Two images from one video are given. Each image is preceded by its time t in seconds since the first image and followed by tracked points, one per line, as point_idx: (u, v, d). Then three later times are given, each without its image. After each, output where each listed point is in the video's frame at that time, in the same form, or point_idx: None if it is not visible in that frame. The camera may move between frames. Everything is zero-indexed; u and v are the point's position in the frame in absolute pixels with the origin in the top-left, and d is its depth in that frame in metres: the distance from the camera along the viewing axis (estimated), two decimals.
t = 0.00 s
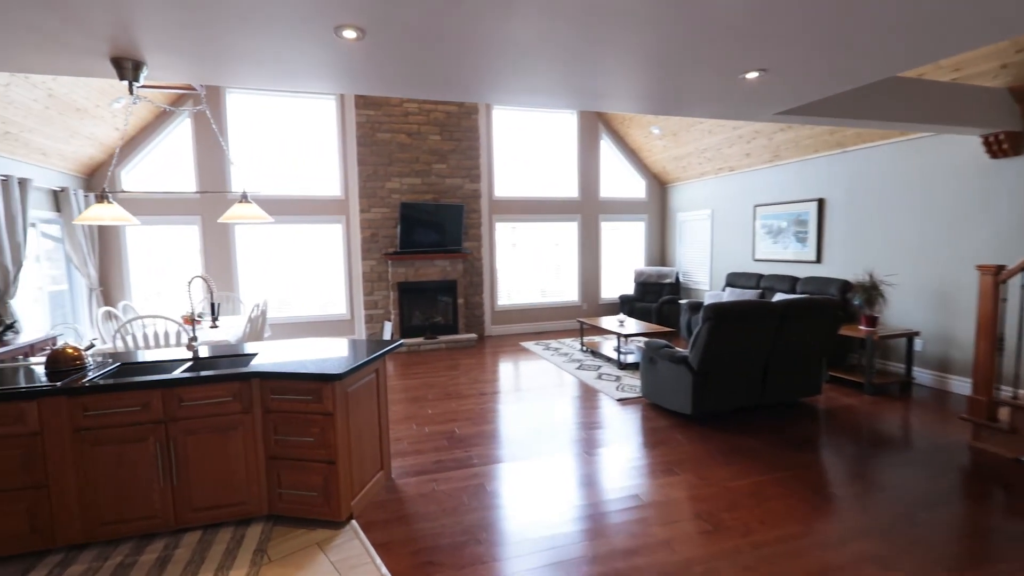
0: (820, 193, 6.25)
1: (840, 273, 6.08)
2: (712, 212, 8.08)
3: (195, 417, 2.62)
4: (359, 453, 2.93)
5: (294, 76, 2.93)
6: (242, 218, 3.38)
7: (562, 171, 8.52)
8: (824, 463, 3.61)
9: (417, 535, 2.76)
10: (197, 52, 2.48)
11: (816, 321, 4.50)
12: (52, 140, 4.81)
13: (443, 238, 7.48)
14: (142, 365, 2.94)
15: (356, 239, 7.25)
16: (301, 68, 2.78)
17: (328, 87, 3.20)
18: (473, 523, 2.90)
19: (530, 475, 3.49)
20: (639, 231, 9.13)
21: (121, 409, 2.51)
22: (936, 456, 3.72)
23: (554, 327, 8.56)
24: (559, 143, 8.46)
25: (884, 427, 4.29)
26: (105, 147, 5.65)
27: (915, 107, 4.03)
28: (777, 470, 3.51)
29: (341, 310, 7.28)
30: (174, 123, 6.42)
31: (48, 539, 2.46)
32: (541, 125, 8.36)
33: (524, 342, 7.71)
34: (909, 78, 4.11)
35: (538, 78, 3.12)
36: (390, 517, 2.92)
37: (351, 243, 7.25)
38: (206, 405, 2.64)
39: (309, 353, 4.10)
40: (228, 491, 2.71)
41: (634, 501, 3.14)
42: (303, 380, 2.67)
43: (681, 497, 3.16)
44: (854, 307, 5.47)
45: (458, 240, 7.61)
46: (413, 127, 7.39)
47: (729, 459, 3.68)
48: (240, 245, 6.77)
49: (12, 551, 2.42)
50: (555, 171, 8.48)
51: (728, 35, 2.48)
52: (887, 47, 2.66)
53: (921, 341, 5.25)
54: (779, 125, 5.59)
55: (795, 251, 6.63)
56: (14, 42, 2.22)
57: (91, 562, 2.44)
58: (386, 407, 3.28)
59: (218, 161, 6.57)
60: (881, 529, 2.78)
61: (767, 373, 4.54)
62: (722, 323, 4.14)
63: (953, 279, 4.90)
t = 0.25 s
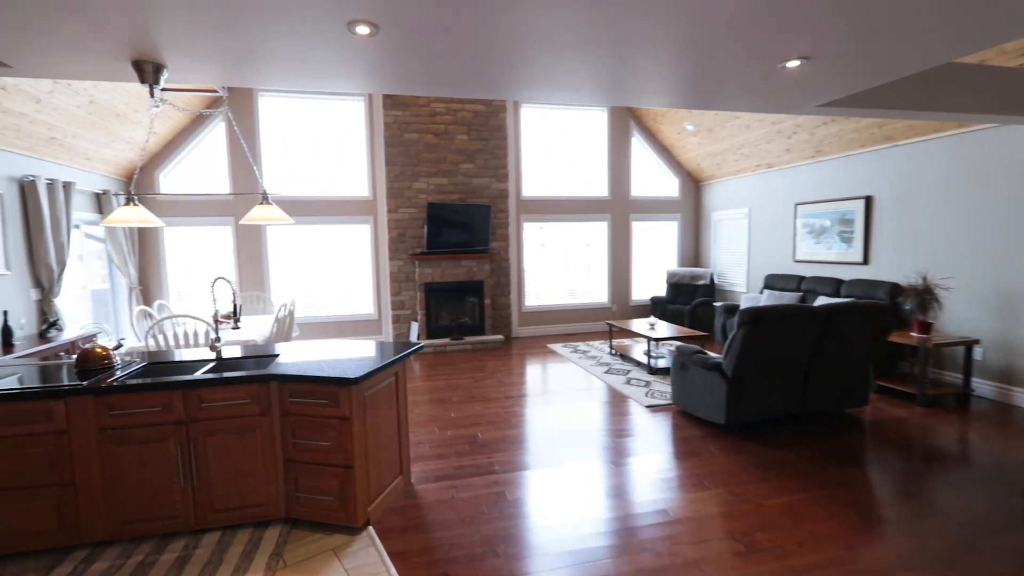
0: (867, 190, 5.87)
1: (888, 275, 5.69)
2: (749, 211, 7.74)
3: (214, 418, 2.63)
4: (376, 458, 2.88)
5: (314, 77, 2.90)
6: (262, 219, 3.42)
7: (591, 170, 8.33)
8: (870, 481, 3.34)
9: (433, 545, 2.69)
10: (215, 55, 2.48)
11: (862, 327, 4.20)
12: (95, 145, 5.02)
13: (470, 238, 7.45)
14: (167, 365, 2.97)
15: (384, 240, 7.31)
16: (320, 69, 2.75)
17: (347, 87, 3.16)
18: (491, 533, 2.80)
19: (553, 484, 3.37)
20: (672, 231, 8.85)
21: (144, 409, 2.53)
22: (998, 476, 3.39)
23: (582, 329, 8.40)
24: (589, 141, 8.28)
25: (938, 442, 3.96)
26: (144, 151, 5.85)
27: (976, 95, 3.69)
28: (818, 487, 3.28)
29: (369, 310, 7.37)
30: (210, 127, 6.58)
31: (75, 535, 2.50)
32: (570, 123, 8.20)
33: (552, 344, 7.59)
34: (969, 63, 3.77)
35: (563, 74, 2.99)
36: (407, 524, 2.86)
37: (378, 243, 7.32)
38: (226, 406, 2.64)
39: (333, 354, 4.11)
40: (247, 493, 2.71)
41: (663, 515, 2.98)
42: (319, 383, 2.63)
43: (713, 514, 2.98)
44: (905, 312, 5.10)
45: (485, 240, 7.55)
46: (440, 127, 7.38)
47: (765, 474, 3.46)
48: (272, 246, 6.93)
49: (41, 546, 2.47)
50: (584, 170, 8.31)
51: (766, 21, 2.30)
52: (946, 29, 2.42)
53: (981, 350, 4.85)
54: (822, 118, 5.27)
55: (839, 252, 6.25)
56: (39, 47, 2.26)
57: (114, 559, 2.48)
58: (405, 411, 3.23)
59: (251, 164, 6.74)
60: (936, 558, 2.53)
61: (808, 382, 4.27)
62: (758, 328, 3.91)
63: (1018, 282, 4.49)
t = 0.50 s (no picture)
0: (927, 185, 5.43)
1: (950, 278, 5.24)
2: (795, 209, 7.33)
3: (237, 418, 2.64)
4: (396, 462, 2.84)
5: (336, 74, 2.89)
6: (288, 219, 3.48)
7: (626, 168, 8.11)
8: (928, 504, 3.05)
9: (451, 553, 2.62)
10: (237, 53, 2.50)
11: (921, 335, 3.86)
12: (140, 150, 5.26)
13: (502, 238, 7.36)
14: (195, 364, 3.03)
15: (415, 240, 7.36)
16: (341, 66, 2.73)
17: (371, 85, 3.15)
18: (510, 544, 2.71)
19: (579, 494, 3.24)
20: (711, 231, 8.50)
21: (169, 407, 2.57)
22: None
23: (615, 332, 8.19)
24: (623, 138, 8.07)
25: (1008, 463, 3.59)
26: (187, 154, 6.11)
27: None
28: (867, 509, 3.01)
29: (400, 310, 7.44)
30: (249, 131, 6.78)
31: (104, 529, 2.55)
32: (604, 120, 8.01)
33: (583, 346, 7.43)
34: None
35: (589, 65, 2.86)
36: (426, 531, 2.81)
37: (409, 244, 7.37)
38: (248, 406, 2.65)
39: (359, 353, 4.12)
40: (268, 494, 2.71)
41: (697, 533, 2.80)
42: (339, 386, 2.61)
43: (749, 534, 2.78)
44: (970, 318, 4.68)
45: (517, 240, 7.47)
46: (471, 126, 7.37)
47: (808, 492, 3.22)
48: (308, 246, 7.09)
49: (73, 538, 2.53)
50: (619, 168, 8.10)
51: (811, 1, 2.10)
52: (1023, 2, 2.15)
53: None
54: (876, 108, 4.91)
55: (894, 253, 5.82)
56: (72, 53, 2.34)
57: (141, 554, 2.52)
58: (427, 414, 3.18)
59: (288, 166, 6.91)
60: None
61: (858, 393, 3.96)
62: (802, 335, 3.65)
63: None
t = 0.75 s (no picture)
0: (997, 182, 4.96)
1: None
2: (846, 209, 6.88)
3: (259, 421, 2.67)
4: (415, 469, 2.81)
5: (358, 78, 2.88)
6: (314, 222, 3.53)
7: (663, 167, 7.85)
8: (994, 537, 2.75)
9: (467, 566, 2.56)
10: (260, 61, 2.54)
11: (989, 348, 3.51)
12: (185, 156, 5.51)
13: (535, 239, 7.27)
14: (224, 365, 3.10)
15: (447, 242, 7.38)
16: (362, 69, 2.72)
17: (394, 88, 3.14)
18: (529, 559, 2.62)
19: (605, 507, 3.11)
20: (754, 232, 8.11)
21: (195, 408, 2.62)
22: None
23: (651, 336, 7.94)
24: (660, 137, 7.82)
25: None
26: (229, 159, 6.35)
27: None
28: (923, 539, 2.74)
29: (432, 311, 7.48)
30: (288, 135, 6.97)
31: (135, 524, 2.63)
32: (641, 118, 7.78)
33: (617, 351, 7.24)
34: None
35: (615, 62, 2.74)
36: (444, 541, 2.76)
37: (442, 245, 7.40)
38: (270, 409, 2.67)
39: (385, 356, 4.13)
40: (289, 496, 2.73)
41: (730, 557, 2.61)
42: (357, 391, 2.60)
43: (786, 561, 2.58)
44: None
45: (550, 242, 7.36)
46: (504, 127, 7.33)
47: (855, 517, 2.97)
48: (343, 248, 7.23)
49: (106, 532, 2.63)
50: (655, 167, 7.85)
51: None
52: None
53: None
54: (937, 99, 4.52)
55: (959, 256, 5.35)
56: (106, 65, 2.43)
57: (168, 550, 2.58)
58: (448, 421, 3.13)
59: (324, 170, 7.06)
60: None
61: (915, 410, 3.64)
62: (851, 346, 3.38)
63: None
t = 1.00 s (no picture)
0: None
1: None
2: (905, 205, 6.39)
3: (282, 419, 2.69)
4: (434, 473, 2.76)
5: (380, 75, 2.85)
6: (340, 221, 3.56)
7: (703, 163, 7.54)
8: None
9: None
10: (285, 61, 2.55)
11: None
12: (226, 159, 5.72)
13: (568, 239, 7.14)
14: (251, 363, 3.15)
15: (480, 241, 7.36)
16: (382, 67, 2.69)
17: (416, 85, 3.10)
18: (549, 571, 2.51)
19: (632, 519, 2.97)
20: (802, 231, 7.68)
21: (221, 405, 2.66)
22: None
23: (688, 339, 7.65)
24: (700, 132, 7.51)
25: None
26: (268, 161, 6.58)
27: None
28: (989, 571, 2.46)
29: (464, 311, 7.47)
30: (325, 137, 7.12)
31: (164, 517, 2.70)
32: (679, 113, 7.50)
33: (652, 354, 7.01)
34: None
35: (644, 51, 2.59)
36: (462, 548, 2.70)
37: (474, 245, 7.38)
38: (292, 408, 2.68)
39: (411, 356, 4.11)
40: (310, 495, 2.74)
41: None
42: (377, 393, 2.57)
43: None
44: None
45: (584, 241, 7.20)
46: (537, 125, 7.23)
47: (910, 543, 2.71)
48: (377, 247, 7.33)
49: (138, 523, 2.70)
50: (695, 163, 7.55)
51: None
52: None
53: None
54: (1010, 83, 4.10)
55: None
56: (139, 70, 2.49)
57: (194, 544, 2.64)
58: (470, 424, 3.07)
59: (360, 171, 7.17)
60: None
61: (983, 426, 3.29)
62: (908, 354, 3.09)
63: None
